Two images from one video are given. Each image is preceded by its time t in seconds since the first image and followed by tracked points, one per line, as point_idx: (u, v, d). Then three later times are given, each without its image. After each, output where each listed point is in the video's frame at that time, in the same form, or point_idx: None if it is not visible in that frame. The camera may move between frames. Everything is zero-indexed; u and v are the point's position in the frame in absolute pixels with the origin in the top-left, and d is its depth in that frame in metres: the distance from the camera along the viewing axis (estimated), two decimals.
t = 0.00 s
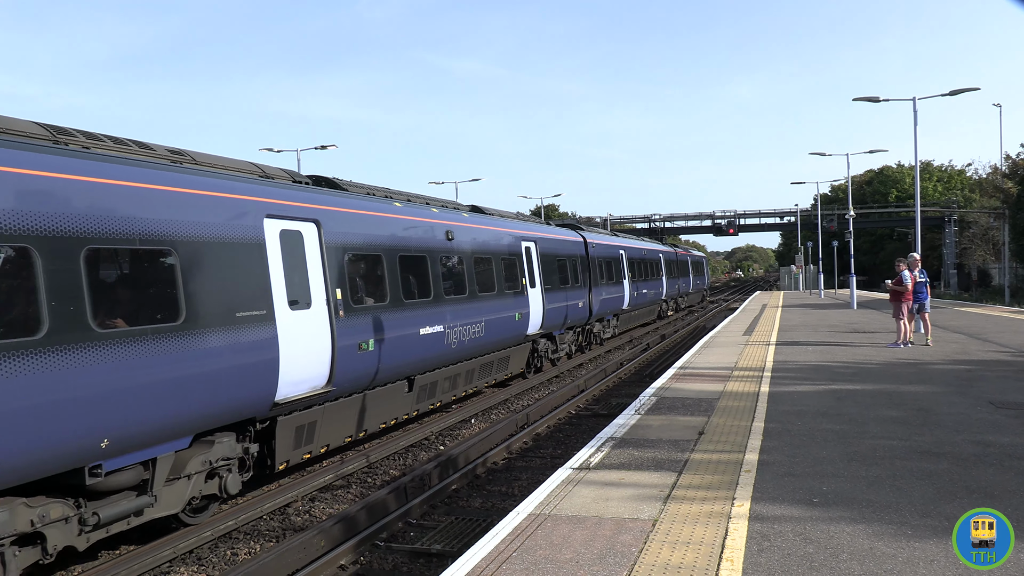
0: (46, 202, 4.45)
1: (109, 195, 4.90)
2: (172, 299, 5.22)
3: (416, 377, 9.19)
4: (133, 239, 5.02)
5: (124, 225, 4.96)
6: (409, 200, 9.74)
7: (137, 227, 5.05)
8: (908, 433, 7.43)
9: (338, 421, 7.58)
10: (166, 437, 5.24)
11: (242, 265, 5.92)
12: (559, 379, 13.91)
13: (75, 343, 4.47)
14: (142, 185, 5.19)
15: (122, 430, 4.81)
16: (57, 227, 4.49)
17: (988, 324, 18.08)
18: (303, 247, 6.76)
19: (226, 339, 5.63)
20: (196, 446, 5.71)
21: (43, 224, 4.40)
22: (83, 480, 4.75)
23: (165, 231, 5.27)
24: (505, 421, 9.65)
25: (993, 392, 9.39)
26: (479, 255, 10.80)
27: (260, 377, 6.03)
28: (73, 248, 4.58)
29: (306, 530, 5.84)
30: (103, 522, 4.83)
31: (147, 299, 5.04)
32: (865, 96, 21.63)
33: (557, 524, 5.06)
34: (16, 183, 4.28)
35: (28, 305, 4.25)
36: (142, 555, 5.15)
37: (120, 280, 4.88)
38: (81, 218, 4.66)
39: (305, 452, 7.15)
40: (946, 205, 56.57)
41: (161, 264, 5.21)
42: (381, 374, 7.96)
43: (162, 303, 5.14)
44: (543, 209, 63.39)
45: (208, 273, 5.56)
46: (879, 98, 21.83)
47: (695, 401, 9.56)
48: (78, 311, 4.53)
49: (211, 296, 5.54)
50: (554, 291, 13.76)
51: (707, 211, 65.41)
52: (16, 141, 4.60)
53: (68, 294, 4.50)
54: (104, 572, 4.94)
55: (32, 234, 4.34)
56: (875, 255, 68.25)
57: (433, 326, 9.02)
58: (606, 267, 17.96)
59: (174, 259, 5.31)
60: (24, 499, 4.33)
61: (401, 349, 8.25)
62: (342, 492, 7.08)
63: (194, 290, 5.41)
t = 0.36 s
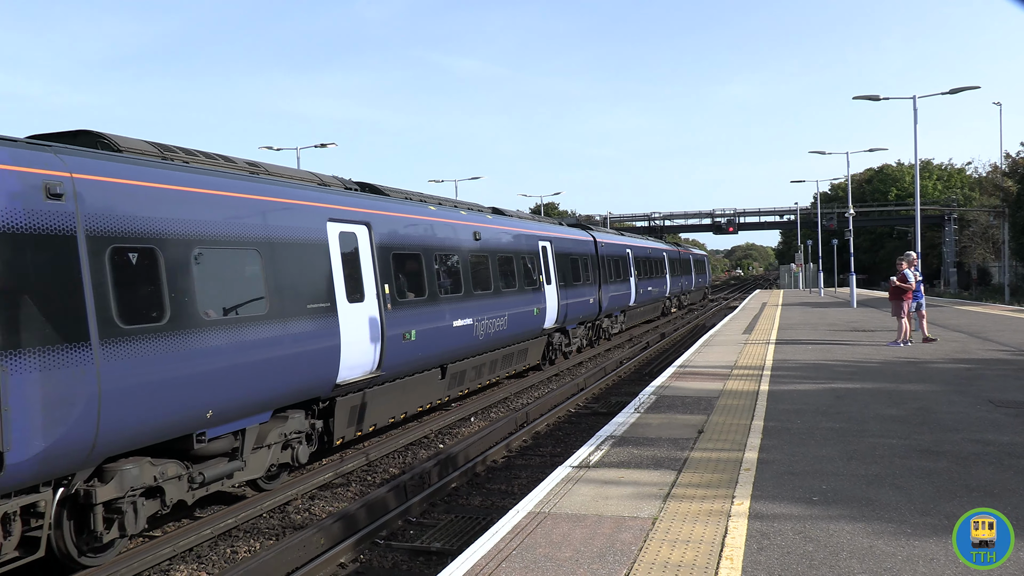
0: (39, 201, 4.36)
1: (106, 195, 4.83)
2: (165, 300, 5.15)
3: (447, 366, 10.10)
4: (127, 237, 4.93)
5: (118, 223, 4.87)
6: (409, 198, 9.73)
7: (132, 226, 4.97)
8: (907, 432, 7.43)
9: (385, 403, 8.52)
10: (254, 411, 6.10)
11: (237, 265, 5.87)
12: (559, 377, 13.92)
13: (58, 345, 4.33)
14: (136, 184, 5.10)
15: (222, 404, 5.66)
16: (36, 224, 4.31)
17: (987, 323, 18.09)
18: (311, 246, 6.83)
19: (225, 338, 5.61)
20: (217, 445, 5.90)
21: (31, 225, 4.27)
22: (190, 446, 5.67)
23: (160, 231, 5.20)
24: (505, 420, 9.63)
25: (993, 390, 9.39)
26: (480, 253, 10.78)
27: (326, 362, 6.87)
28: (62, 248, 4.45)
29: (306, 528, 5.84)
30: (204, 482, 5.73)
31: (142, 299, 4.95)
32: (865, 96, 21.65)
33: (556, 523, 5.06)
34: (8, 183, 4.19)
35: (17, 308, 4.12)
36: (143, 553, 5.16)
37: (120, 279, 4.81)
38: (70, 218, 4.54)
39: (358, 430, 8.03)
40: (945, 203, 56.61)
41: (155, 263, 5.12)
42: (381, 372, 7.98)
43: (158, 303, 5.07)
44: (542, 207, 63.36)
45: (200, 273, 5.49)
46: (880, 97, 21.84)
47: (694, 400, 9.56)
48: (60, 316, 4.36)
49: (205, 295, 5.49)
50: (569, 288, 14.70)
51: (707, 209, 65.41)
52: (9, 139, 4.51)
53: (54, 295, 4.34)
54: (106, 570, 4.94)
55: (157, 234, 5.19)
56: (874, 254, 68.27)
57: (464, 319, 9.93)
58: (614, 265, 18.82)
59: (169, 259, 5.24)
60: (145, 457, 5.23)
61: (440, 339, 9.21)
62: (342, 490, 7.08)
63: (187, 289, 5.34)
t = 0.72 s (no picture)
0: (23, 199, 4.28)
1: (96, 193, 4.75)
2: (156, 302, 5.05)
3: (477, 356, 10.99)
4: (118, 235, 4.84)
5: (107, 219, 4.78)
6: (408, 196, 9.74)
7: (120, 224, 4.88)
8: (909, 431, 7.44)
9: (423, 387, 9.41)
10: (324, 389, 7.06)
11: (230, 265, 5.83)
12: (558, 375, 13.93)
13: (40, 345, 4.27)
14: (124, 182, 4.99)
15: (302, 382, 6.61)
16: (27, 223, 4.28)
17: (988, 321, 18.10)
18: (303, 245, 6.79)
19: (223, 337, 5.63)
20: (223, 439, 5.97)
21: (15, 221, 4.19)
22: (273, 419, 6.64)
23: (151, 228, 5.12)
24: (504, 419, 9.62)
25: (994, 389, 9.39)
26: (479, 251, 10.79)
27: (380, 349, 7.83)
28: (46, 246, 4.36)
29: (306, 526, 5.84)
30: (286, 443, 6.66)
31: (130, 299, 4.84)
32: (865, 94, 21.64)
33: (557, 521, 5.07)
34: None
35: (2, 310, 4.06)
36: (143, 551, 5.17)
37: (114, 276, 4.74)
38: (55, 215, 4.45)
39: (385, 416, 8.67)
40: (945, 202, 56.61)
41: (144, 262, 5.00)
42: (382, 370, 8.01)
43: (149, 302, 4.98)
44: (543, 205, 63.33)
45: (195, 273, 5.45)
46: (881, 96, 21.83)
47: (694, 398, 9.57)
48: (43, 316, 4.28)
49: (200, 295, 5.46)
50: (582, 285, 15.57)
51: (707, 208, 65.38)
52: None
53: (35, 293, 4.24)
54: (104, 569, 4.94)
55: (250, 238, 6.13)
56: (874, 253, 68.27)
57: (464, 317, 9.96)
58: (618, 264, 19.04)
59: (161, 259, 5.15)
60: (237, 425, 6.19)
61: (470, 330, 10.06)
62: (342, 488, 7.09)
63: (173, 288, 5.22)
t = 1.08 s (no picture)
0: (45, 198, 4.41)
1: (110, 194, 4.86)
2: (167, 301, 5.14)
3: (502, 348, 11.92)
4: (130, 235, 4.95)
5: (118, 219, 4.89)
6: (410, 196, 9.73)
7: (195, 230, 5.50)
8: (908, 431, 7.44)
9: (453, 376, 10.33)
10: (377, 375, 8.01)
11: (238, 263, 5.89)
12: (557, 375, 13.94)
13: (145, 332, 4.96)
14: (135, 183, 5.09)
15: (360, 368, 7.57)
16: (138, 226, 5.02)
17: (987, 321, 18.10)
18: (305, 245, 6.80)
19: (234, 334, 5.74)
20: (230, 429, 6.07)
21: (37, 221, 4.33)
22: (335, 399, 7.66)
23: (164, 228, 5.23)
24: (503, 419, 9.61)
25: (995, 389, 9.38)
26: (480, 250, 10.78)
27: (422, 340, 8.82)
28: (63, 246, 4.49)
29: (306, 526, 5.84)
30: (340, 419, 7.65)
31: (144, 297, 4.97)
32: (865, 94, 21.62)
33: (557, 521, 5.07)
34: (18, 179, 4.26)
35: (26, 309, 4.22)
36: (143, 551, 5.17)
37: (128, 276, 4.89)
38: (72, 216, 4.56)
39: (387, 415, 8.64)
40: (945, 202, 56.60)
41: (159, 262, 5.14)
42: (381, 370, 8.02)
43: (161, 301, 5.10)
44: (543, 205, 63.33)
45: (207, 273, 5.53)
46: (881, 96, 21.83)
47: (694, 398, 9.56)
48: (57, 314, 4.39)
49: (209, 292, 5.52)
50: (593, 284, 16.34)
51: (708, 208, 65.37)
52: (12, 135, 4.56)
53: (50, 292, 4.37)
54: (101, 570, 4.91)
55: (319, 243, 7.05)
56: (874, 252, 68.27)
57: (464, 317, 9.96)
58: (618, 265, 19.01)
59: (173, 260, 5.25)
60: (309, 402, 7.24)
61: (499, 324, 11.10)
62: (342, 488, 7.09)
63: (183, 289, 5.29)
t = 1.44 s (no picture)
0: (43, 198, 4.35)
1: (106, 192, 4.81)
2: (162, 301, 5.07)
3: (523, 342, 12.76)
4: (123, 233, 4.89)
5: (114, 218, 4.83)
6: (410, 196, 9.69)
7: (283, 233, 6.42)
8: (907, 432, 7.43)
9: (483, 367, 11.25)
10: (421, 363, 8.97)
11: (239, 263, 5.85)
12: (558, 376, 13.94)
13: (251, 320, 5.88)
14: (131, 181, 5.04)
15: (408, 355, 8.55)
16: (240, 231, 5.92)
17: (987, 322, 18.08)
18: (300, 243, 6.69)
19: (238, 332, 5.72)
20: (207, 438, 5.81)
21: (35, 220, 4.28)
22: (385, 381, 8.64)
23: (161, 227, 5.18)
24: (503, 419, 9.60)
25: (994, 390, 9.37)
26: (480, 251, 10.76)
27: (457, 332, 9.74)
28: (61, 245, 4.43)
29: (306, 526, 5.84)
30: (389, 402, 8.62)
31: (249, 291, 5.88)
32: (865, 95, 21.58)
33: (556, 521, 5.07)
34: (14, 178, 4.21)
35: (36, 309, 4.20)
36: (143, 550, 5.16)
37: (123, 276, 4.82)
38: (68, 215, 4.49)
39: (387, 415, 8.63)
40: (945, 203, 56.61)
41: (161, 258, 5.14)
42: (380, 371, 7.97)
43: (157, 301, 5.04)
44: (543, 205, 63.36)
45: (205, 274, 5.48)
46: (881, 97, 21.79)
47: (694, 399, 9.55)
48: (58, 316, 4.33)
49: (208, 292, 5.48)
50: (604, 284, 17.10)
51: (708, 209, 65.38)
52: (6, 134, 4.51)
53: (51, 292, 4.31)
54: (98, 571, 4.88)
55: (376, 245, 8.04)
56: (875, 253, 68.27)
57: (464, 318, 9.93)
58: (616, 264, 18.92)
59: (169, 260, 5.20)
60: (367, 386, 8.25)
61: (523, 319, 12.07)
62: (342, 488, 7.09)
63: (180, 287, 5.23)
